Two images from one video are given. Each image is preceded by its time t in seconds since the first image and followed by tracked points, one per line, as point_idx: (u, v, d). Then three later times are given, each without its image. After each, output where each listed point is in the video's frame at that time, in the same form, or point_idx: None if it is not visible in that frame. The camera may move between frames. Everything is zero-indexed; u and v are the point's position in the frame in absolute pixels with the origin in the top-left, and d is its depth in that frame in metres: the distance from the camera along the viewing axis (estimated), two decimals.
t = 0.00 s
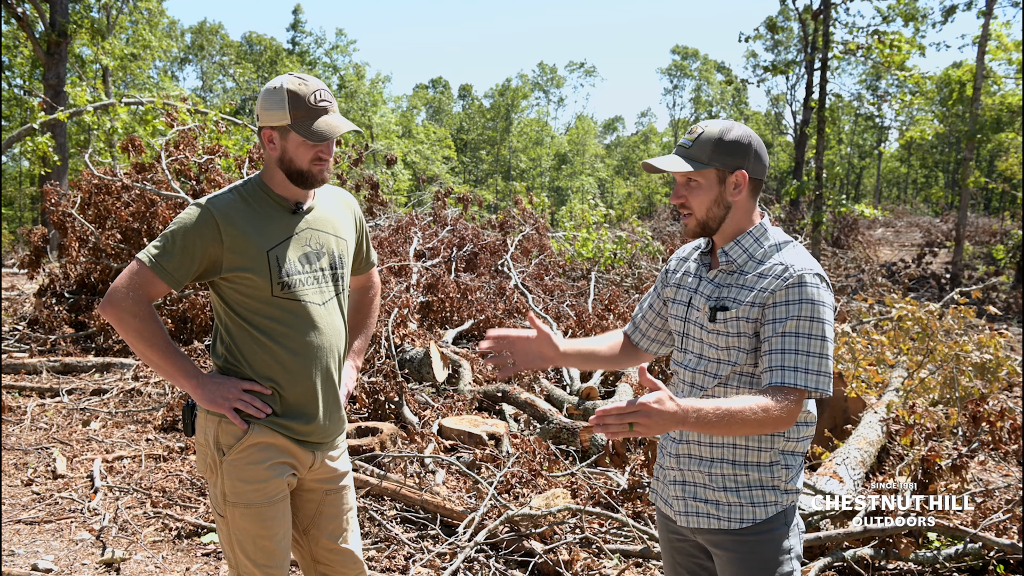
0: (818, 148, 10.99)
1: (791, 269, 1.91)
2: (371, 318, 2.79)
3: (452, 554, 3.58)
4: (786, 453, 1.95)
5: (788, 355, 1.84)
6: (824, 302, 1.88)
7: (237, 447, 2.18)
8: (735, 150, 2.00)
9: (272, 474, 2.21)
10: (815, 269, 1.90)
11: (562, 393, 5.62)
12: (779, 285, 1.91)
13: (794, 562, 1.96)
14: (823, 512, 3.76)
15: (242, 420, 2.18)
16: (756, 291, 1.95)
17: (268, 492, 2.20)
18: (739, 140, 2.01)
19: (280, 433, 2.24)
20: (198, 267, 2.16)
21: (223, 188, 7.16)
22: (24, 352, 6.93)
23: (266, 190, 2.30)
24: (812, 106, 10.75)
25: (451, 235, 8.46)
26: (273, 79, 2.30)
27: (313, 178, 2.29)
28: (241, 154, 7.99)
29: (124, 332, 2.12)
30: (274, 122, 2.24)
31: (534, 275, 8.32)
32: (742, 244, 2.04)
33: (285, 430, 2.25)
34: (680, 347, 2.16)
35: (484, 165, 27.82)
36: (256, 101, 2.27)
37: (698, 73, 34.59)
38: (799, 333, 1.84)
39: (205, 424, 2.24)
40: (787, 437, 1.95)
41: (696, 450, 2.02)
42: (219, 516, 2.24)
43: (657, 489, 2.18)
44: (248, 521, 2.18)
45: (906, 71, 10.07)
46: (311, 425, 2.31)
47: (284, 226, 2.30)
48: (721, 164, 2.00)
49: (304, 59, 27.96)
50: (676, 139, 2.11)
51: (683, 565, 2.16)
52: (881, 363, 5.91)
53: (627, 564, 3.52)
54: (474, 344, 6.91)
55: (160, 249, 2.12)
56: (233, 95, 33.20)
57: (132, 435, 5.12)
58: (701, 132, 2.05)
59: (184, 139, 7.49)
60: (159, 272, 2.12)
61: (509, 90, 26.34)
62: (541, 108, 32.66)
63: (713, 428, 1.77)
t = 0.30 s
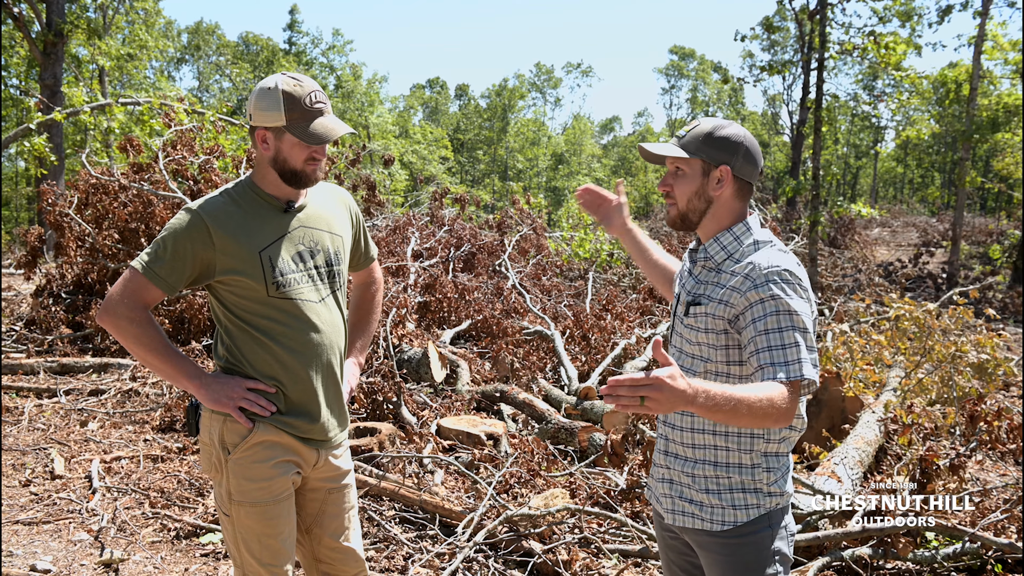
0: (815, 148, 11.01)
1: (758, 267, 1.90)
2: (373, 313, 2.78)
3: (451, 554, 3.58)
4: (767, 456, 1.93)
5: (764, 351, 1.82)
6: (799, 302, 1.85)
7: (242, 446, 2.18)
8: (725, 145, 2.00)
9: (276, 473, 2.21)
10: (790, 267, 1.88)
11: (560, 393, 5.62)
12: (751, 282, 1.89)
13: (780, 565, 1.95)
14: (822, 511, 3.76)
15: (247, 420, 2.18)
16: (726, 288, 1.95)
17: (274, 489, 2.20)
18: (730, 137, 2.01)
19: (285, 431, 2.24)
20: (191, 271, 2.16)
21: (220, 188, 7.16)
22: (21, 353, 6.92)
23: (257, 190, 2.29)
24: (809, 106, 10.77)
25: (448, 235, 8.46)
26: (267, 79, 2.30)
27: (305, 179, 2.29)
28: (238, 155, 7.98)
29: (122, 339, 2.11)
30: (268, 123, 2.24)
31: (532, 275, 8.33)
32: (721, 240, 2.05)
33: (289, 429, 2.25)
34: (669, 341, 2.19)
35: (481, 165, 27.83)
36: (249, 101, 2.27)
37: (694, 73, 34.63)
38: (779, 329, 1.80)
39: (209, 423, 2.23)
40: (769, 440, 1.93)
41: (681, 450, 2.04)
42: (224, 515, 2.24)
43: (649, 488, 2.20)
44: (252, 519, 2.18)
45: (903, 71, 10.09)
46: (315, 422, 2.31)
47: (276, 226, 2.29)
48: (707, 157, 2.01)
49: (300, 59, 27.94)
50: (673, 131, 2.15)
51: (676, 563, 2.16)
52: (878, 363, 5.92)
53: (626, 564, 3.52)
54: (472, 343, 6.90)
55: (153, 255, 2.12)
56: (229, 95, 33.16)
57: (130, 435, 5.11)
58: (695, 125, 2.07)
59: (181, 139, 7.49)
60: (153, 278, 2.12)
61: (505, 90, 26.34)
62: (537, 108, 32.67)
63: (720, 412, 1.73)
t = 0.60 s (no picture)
0: (811, 148, 11.04)
1: (744, 271, 1.89)
2: (367, 313, 2.78)
3: (449, 554, 3.58)
4: (756, 457, 1.92)
5: (749, 352, 1.82)
6: (785, 304, 1.84)
7: (241, 447, 2.18)
8: (717, 145, 2.01)
9: (274, 473, 2.20)
10: (776, 270, 1.87)
11: (557, 392, 5.60)
12: (737, 284, 1.88)
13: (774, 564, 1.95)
14: (819, 510, 3.78)
15: (246, 421, 2.18)
16: (713, 291, 1.95)
17: (273, 489, 2.20)
18: (720, 135, 2.02)
19: (284, 432, 2.24)
20: (187, 275, 2.15)
21: (217, 188, 7.16)
22: (16, 353, 6.89)
23: (251, 192, 2.28)
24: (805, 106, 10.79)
25: (445, 235, 8.46)
26: (260, 79, 2.29)
27: (300, 179, 2.29)
28: (235, 155, 7.97)
29: (120, 344, 2.11)
30: (260, 123, 2.23)
31: (529, 275, 8.33)
32: (711, 242, 2.04)
33: (289, 429, 2.24)
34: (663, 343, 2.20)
35: (477, 165, 27.80)
36: (242, 101, 2.26)
37: (690, 73, 34.67)
38: (763, 336, 1.81)
39: (207, 425, 2.23)
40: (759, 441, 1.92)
41: (673, 450, 2.04)
42: (222, 517, 2.23)
43: (646, 487, 2.21)
44: (251, 520, 2.18)
45: (898, 71, 10.12)
46: (314, 422, 2.31)
47: (271, 227, 2.28)
48: (699, 156, 2.02)
49: (296, 59, 27.90)
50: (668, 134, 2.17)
51: (675, 561, 2.17)
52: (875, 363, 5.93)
53: (625, 564, 3.52)
54: (469, 343, 6.89)
55: (148, 259, 2.12)
56: (225, 95, 33.10)
57: (127, 435, 5.10)
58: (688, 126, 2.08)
59: (178, 139, 7.48)
60: (149, 282, 2.12)
61: (501, 90, 26.34)
62: (533, 108, 32.67)
63: (711, 440, 1.72)
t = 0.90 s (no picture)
0: (805, 148, 11.08)
1: (742, 269, 1.89)
2: (364, 312, 2.79)
3: (446, 554, 3.57)
4: (753, 457, 1.92)
5: (745, 352, 1.83)
6: (783, 303, 1.84)
7: (240, 447, 2.17)
8: (714, 143, 2.01)
9: (273, 473, 2.20)
10: (774, 269, 1.87)
11: (553, 392, 5.59)
12: (736, 284, 1.88)
13: (771, 564, 1.95)
14: (815, 510, 3.82)
15: (245, 421, 2.17)
16: (712, 289, 1.95)
17: (272, 490, 2.19)
18: (719, 134, 2.02)
19: (283, 432, 2.23)
20: (185, 275, 2.14)
21: (211, 188, 7.14)
22: (10, 353, 6.86)
23: (248, 191, 2.28)
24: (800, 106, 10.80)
25: (440, 235, 8.45)
26: (256, 78, 2.29)
27: (297, 177, 2.29)
28: (229, 155, 7.95)
29: (118, 344, 2.10)
30: (255, 122, 2.22)
31: (524, 275, 8.33)
32: (711, 241, 2.04)
33: (288, 429, 2.24)
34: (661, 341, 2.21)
35: (472, 165, 27.78)
36: (239, 101, 2.25)
37: (685, 73, 34.73)
38: (761, 336, 1.81)
39: (205, 425, 2.22)
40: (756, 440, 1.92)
41: (670, 448, 2.04)
42: (221, 517, 2.23)
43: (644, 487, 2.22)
44: (249, 521, 2.18)
45: (892, 71, 10.14)
46: (312, 421, 2.31)
47: (269, 226, 2.28)
48: (697, 155, 2.02)
49: (290, 59, 27.84)
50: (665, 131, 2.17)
51: (672, 561, 2.18)
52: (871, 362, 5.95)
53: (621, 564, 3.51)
54: (465, 343, 6.89)
55: (146, 259, 2.11)
56: (220, 94, 33.02)
57: (122, 435, 5.08)
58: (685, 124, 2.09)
59: (172, 138, 7.46)
60: (147, 282, 2.11)
61: (496, 90, 26.31)
62: (528, 108, 32.69)
63: (704, 433, 1.72)
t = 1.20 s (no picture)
0: (799, 148, 11.12)
1: (745, 267, 1.90)
2: (364, 311, 2.78)
3: (442, 554, 3.57)
4: (754, 455, 1.92)
5: (749, 348, 1.83)
6: (786, 300, 1.84)
7: (242, 446, 2.16)
8: (715, 142, 2.02)
9: (276, 473, 2.19)
10: (776, 267, 1.87)
11: (548, 392, 5.60)
12: (737, 280, 1.89)
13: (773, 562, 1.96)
14: (811, 509, 3.82)
15: (247, 420, 2.16)
16: (713, 286, 1.95)
17: (274, 489, 2.19)
18: (720, 133, 2.02)
19: (286, 431, 2.23)
20: (186, 274, 2.13)
21: (204, 188, 7.12)
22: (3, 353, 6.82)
23: (248, 189, 2.27)
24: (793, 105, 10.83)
25: (434, 235, 8.45)
26: (255, 75, 2.28)
27: (297, 174, 2.28)
28: (222, 154, 7.93)
29: (118, 344, 2.09)
30: (256, 119, 2.21)
31: (519, 275, 8.34)
32: (712, 238, 2.05)
33: (290, 429, 2.23)
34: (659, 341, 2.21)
35: (466, 165, 27.75)
36: (239, 98, 2.25)
37: (679, 73, 34.78)
38: (764, 332, 1.81)
39: (207, 425, 2.21)
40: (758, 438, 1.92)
41: (672, 448, 2.04)
42: (222, 517, 2.22)
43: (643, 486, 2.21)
44: (251, 521, 2.17)
45: (885, 71, 10.17)
46: (314, 421, 2.30)
47: (268, 224, 2.27)
48: (698, 154, 2.03)
49: (283, 59, 27.76)
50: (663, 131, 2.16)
51: (672, 560, 2.18)
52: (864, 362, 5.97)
53: (618, 563, 3.51)
54: (459, 343, 6.88)
55: (146, 258, 2.10)
56: (213, 94, 32.93)
57: (116, 436, 5.05)
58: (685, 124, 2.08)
59: (166, 138, 7.43)
60: (147, 281, 2.10)
61: (489, 90, 26.29)
62: (522, 108, 32.69)
63: (712, 430, 1.72)
